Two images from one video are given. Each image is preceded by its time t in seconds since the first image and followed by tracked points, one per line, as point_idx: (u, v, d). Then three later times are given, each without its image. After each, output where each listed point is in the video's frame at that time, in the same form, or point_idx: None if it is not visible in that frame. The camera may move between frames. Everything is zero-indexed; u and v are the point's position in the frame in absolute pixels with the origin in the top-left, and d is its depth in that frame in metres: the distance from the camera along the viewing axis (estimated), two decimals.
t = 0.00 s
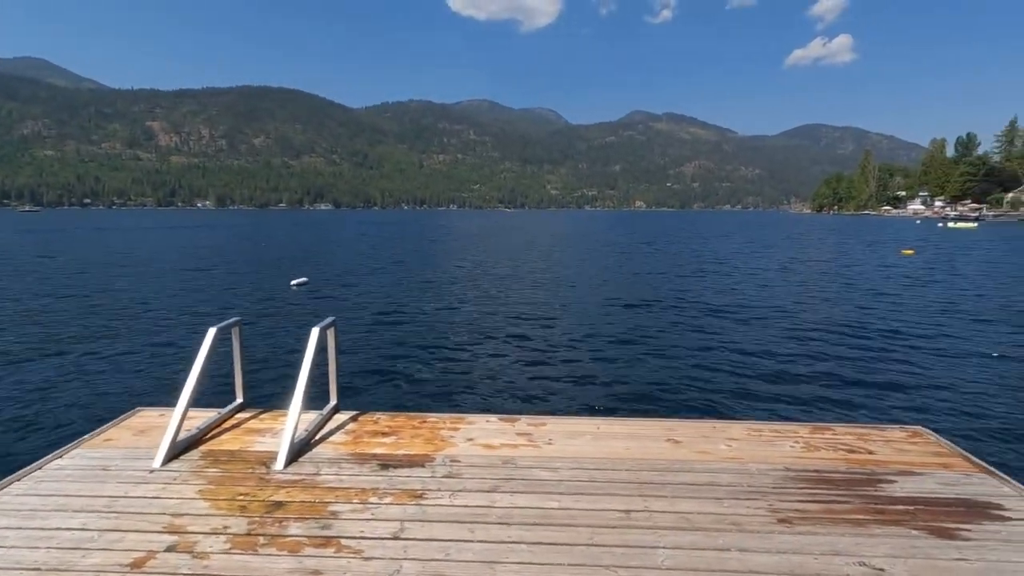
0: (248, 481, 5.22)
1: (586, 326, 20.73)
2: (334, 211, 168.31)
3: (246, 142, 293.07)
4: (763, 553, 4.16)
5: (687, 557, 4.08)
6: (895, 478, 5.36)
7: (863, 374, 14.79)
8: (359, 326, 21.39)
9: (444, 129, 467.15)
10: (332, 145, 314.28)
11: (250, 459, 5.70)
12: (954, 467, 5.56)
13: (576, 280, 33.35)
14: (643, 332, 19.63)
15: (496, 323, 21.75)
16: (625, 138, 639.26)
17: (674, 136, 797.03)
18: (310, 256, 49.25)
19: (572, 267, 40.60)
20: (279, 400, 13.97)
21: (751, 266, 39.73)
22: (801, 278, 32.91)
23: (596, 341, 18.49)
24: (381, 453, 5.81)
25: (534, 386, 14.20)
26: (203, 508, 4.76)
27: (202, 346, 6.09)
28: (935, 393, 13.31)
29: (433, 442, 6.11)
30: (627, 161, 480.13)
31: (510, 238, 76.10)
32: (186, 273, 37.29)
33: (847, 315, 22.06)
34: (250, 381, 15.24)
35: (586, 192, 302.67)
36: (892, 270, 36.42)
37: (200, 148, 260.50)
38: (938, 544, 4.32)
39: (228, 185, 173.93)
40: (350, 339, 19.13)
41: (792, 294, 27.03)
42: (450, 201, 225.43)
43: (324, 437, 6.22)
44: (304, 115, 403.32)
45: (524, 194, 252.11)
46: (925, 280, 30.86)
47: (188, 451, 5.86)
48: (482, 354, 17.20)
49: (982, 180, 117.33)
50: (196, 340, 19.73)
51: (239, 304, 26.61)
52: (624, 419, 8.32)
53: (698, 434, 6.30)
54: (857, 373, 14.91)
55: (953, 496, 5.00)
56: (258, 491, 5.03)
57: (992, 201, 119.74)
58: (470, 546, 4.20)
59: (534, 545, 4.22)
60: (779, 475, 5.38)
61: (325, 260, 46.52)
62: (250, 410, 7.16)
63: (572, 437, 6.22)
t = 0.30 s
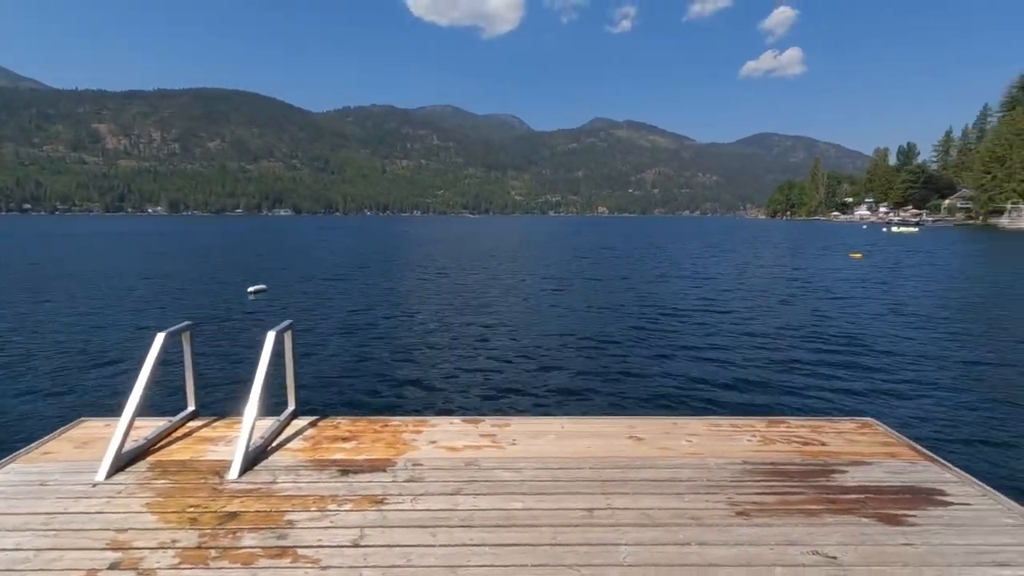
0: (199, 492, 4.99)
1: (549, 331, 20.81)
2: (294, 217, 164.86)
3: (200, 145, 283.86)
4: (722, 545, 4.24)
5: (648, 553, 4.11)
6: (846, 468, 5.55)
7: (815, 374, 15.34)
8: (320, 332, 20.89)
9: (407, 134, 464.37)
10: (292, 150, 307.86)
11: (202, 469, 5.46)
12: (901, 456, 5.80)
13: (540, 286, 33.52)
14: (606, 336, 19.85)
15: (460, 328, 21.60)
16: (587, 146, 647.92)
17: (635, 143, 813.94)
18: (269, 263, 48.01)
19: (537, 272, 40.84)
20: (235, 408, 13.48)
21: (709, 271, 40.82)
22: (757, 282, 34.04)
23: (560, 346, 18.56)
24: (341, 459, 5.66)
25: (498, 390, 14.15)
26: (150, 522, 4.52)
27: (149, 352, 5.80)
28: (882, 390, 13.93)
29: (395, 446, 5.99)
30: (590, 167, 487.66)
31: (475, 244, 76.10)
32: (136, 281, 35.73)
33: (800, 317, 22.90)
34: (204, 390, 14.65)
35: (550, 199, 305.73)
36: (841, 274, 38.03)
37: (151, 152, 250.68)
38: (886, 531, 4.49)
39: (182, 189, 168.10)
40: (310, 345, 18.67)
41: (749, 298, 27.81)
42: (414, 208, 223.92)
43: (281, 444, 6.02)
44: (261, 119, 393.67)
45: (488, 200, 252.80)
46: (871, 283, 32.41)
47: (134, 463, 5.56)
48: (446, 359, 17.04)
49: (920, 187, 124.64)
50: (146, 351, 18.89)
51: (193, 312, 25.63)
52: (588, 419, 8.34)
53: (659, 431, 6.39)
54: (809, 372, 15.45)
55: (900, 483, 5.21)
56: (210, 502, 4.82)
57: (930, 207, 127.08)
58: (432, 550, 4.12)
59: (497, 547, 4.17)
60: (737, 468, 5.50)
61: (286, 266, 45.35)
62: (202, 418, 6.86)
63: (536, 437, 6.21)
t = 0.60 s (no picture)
0: (90, 522, 4.55)
1: (472, 334, 20.82)
2: (198, 221, 154.33)
3: (86, 142, 258.09)
4: (639, 531, 4.44)
5: (571, 545, 4.23)
6: (748, 450, 6.02)
7: (720, 366, 16.45)
8: (229, 342, 19.65)
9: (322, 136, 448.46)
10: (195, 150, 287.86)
11: (92, 496, 4.97)
12: (793, 437, 6.37)
13: (463, 289, 33.52)
14: (528, 338, 20.15)
15: (380, 334, 21.12)
16: (507, 151, 655.54)
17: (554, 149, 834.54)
18: (171, 271, 44.55)
19: (459, 276, 40.78)
20: (130, 428, 12.34)
21: (625, 273, 42.68)
22: (669, 283, 36.00)
23: (484, 349, 18.59)
24: (254, 475, 5.36)
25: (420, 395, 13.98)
26: (29, 559, 4.05)
27: (27, 370, 5.21)
28: (779, 379, 15.19)
29: (313, 457, 5.76)
30: (511, 172, 494.41)
31: (398, 248, 74.87)
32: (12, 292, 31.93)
33: (708, 315, 24.50)
34: (93, 409, 13.32)
35: (472, 203, 306.79)
36: (744, 274, 41.03)
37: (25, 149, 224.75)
38: (783, 505, 4.91)
39: (66, 189, 152.37)
40: (218, 356, 17.48)
41: (663, 298, 29.24)
42: (332, 211, 216.86)
43: (186, 463, 5.61)
44: (158, 115, 364.62)
45: (409, 204, 249.65)
46: (768, 282, 35.30)
47: (9, 495, 4.96)
48: (366, 366, 16.57)
49: (808, 193, 137.99)
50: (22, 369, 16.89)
51: (79, 325, 23.25)
52: (511, 418, 8.46)
53: (579, 425, 6.60)
54: (716, 366, 16.52)
55: (794, 461, 5.72)
56: (101, 532, 4.39)
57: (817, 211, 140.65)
58: (354, 561, 4.01)
59: (422, 553, 4.12)
60: (652, 458, 5.79)
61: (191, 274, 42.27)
62: (92, 441, 6.25)
63: (459, 439, 6.20)
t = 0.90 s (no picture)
0: None
1: (384, 341, 20.33)
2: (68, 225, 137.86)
3: None
4: (550, 529, 4.59)
5: (484, 548, 4.29)
6: (649, 444, 6.41)
7: (626, 361, 17.30)
8: (108, 361, 17.73)
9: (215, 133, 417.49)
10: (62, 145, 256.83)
11: None
12: (687, 429, 6.88)
13: (374, 295, 32.64)
14: (441, 342, 20.02)
15: (285, 345, 20.02)
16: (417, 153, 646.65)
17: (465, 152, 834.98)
18: (34, 281, 39.38)
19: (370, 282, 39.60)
20: None
21: (537, 276, 43.61)
22: (579, 285, 37.27)
23: (397, 355, 18.19)
24: (138, 506, 4.91)
25: (328, 407, 13.43)
26: None
27: None
28: (678, 372, 16.26)
29: (207, 482, 5.36)
30: (422, 174, 488.71)
31: (304, 253, 71.43)
32: None
33: (614, 314, 25.66)
34: None
35: (382, 205, 299.34)
36: (646, 276, 43.37)
37: None
38: (679, 493, 5.28)
39: None
40: (95, 378, 15.74)
41: (572, 301, 30.17)
42: (228, 214, 202.48)
43: (55, 499, 5.01)
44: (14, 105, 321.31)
45: (315, 207, 238.88)
46: (669, 283, 37.64)
47: None
48: (269, 380, 15.65)
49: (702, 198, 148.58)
50: None
51: None
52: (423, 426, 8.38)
53: (492, 431, 6.69)
54: (622, 361, 17.35)
55: (689, 452, 6.17)
56: None
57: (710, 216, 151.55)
58: None
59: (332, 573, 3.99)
60: (561, 457, 6.01)
61: (58, 284, 37.62)
62: None
63: (369, 452, 6.06)
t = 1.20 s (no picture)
0: None
1: (277, 353, 19.21)
2: None
3: None
4: (421, 543, 4.56)
5: (350, 569, 4.19)
6: (530, 448, 6.62)
7: (526, 364, 17.64)
8: None
9: (84, 125, 374.88)
10: None
11: None
12: (569, 430, 7.19)
13: (269, 304, 30.76)
14: (339, 352, 19.27)
15: (163, 360, 18.32)
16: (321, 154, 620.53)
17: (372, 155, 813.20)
18: None
19: (266, 290, 37.28)
20: None
21: (445, 281, 43.32)
22: (486, 290, 37.49)
23: (291, 367, 17.26)
24: None
25: (209, 424, 12.45)
26: None
27: None
28: (575, 371, 16.85)
29: (38, 524, 4.77)
30: (326, 176, 469.58)
31: (192, 258, 65.95)
32: None
33: (518, 319, 26.07)
34: None
35: (282, 208, 283.82)
36: (551, 279, 44.56)
37: None
38: (553, 494, 5.49)
39: None
40: None
41: (478, 306, 30.33)
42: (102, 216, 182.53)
43: None
44: None
45: (206, 209, 221.48)
46: (572, 287, 38.91)
47: None
48: (141, 399, 14.23)
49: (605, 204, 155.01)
50: None
51: None
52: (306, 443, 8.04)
53: (373, 446, 6.56)
54: (523, 364, 17.68)
55: (568, 453, 6.46)
56: None
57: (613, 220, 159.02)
58: None
59: None
60: (442, 468, 6.01)
61: None
62: None
63: (237, 476, 5.69)
